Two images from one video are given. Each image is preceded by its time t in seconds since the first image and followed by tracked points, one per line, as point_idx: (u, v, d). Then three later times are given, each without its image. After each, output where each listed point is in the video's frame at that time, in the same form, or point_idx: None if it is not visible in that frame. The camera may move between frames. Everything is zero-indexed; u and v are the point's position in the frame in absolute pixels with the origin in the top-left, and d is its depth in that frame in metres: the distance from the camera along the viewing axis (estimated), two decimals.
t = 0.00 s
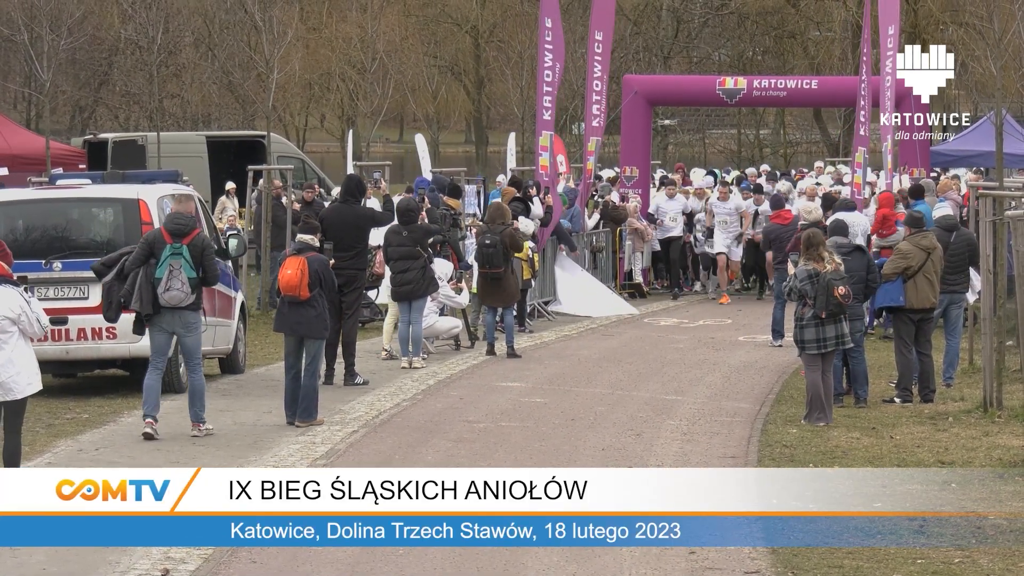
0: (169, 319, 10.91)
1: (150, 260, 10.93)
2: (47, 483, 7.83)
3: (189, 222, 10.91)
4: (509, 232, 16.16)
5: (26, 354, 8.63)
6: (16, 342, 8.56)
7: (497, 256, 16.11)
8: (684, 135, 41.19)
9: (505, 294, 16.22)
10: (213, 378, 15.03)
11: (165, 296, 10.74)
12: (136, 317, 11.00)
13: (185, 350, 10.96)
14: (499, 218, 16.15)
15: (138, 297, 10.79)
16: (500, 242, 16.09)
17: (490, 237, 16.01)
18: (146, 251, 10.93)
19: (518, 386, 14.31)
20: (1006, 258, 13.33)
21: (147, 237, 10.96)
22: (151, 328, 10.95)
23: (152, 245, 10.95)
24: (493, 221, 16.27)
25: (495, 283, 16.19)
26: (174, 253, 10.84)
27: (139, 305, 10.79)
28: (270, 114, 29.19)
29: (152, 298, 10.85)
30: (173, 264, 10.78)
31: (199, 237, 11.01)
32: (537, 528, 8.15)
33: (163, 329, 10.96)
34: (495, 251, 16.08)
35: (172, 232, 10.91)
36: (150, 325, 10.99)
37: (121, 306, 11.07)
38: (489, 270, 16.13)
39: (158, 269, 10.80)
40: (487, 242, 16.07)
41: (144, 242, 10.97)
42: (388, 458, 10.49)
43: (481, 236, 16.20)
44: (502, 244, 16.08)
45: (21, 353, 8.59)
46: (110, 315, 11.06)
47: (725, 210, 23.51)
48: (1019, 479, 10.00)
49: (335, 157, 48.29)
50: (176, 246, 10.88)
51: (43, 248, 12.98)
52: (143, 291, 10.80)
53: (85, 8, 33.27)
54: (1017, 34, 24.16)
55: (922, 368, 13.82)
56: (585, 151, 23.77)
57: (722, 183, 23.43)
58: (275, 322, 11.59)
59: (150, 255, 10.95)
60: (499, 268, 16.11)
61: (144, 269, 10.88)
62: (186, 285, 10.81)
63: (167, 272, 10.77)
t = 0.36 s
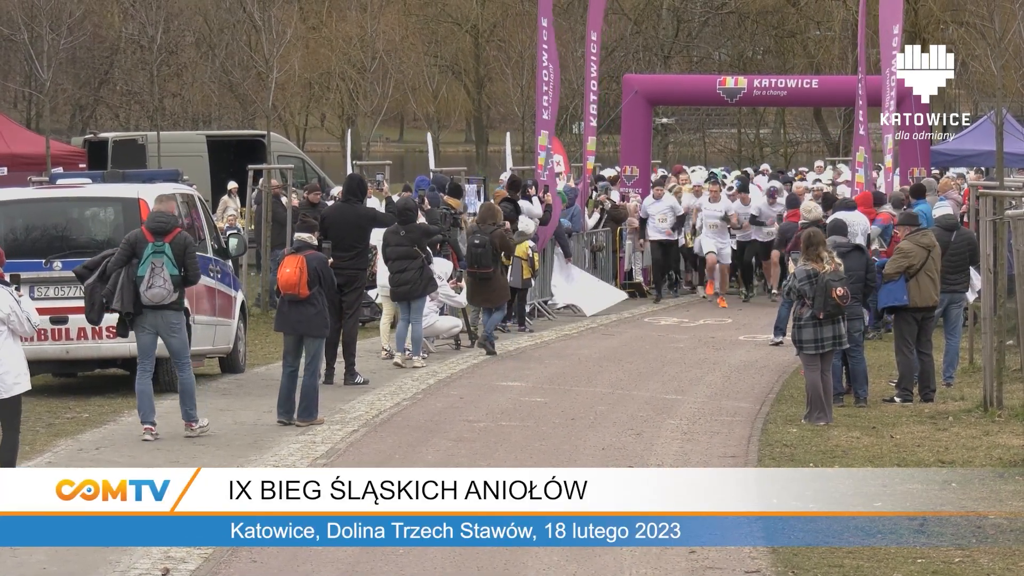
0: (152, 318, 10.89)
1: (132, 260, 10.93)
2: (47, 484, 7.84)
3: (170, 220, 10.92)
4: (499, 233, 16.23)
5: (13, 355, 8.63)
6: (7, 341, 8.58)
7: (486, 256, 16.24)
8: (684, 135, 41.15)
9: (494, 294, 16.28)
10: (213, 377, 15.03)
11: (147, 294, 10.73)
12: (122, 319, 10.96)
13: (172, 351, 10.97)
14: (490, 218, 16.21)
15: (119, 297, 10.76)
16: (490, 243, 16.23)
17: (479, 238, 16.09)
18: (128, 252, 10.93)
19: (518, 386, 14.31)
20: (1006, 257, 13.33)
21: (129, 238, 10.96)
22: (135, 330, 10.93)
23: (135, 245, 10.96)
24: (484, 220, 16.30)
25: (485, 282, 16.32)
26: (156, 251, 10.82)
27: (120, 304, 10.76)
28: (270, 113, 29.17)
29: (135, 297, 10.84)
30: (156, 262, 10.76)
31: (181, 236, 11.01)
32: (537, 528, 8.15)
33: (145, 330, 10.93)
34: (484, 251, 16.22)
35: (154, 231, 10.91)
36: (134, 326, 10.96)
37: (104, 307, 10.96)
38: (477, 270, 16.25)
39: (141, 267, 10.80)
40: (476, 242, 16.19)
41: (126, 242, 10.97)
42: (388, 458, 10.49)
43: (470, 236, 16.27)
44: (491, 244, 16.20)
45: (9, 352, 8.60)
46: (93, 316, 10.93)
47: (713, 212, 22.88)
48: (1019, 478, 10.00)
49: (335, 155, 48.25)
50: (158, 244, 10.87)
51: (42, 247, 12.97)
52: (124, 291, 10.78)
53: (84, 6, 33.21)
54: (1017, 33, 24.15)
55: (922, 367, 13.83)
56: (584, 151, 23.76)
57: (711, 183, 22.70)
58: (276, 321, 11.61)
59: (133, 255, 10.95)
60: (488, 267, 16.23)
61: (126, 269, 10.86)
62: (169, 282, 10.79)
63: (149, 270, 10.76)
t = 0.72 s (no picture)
0: (148, 321, 10.88)
1: (127, 263, 10.87)
2: (47, 484, 7.83)
3: (165, 223, 10.88)
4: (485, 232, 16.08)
5: (21, 356, 8.61)
6: (13, 341, 8.56)
7: (471, 255, 16.07)
8: (685, 134, 41.14)
9: (479, 294, 16.19)
10: (213, 377, 15.03)
11: (145, 300, 10.74)
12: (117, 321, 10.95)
13: (164, 350, 10.97)
14: (476, 218, 16.09)
15: (117, 304, 10.77)
16: (474, 242, 16.04)
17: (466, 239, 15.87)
18: (123, 254, 10.87)
19: (519, 385, 14.30)
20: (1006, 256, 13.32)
21: (123, 240, 10.90)
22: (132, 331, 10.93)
23: (129, 248, 10.90)
24: (471, 221, 16.21)
25: (471, 282, 16.13)
26: (152, 256, 10.79)
27: (118, 311, 10.76)
28: (270, 113, 29.14)
29: (132, 301, 10.84)
30: (152, 267, 10.74)
31: (176, 238, 10.98)
32: (537, 528, 8.15)
33: (143, 331, 10.93)
34: (469, 251, 16.04)
35: (148, 234, 10.87)
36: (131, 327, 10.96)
37: (101, 310, 10.91)
38: (463, 269, 16.09)
39: (137, 273, 10.78)
40: (460, 241, 16.04)
41: (120, 245, 10.91)
42: (388, 458, 10.49)
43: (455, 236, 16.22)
44: (476, 244, 15.99)
45: (16, 352, 8.59)
46: (89, 321, 10.89)
47: (702, 210, 22.74)
48: (1020, 478, 10.00)
49: (336, 155, 48.26)
50: (154, 248, 10.84)
51: (43, 247, 12.97)
52: (122, 296, 10.78)
53: (85, 7, 33.21)
54: (1017, 33, 24.12)
55: (922, 367, 13.83)
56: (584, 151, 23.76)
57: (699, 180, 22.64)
58: (270, 321, 11.60)
59: (128, 258, 10.89)
60: (474, 267, 16.08)
61: (122, 273, 10.83)
62: (167, 287, 10.80)
63: (146, 276, 10.75)
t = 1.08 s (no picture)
0: (144, 321, 10.78)
1: (127, 263, 10.83)
2: (47, 484, 7.82)
3: (166, 224, 10.84)
4: (467, 232, 15.96)
5: (24, 355, 8.60)
6: (17, 340, 8.56)
7: (453, 255, 15.92)
8: (685, 134, 41.15)
9: (463, 294, 16.12)
10: (213, 376, 15.02)
11: (142, 300, 10.64)
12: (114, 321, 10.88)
13: (155, 351, 10.81)
14: (458, 217, 15.96)
15: (114, 303, 10.70)
16: (456, 241, 15.89)
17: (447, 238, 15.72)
18: (123, 254, 10.84)
19: (519, 385, 14.30)
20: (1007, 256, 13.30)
21: (123, 240, 10.87)
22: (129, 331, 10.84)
23: (129, 248, 10.87)
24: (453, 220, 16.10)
25: (454, 282, 16.03)
26: (152, 256, 10.73)
27: (115, 311, 10.68)
28: (270, 113, 29.12)
29: (129, 300, 10.74)
30: (150, 267, 10.67)
31: (177, 239, 10.92)
32: (537, 528, 8.15)
33: (140, 331, 10.83)
34: (450, 250, 15.88)
35: (149, 234, 10.82)
36: (128, 326, 10.88)
37: (98, 308, 10.86)
38: (446, 269, 15.95)
39: (135, 272, 10.71)
40: (441, 241, 15.89)
41: (121, 245, 10.88)
42: (388, 458, 10.48)
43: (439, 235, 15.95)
44: (457, 243, 15.88)
45: (21, 351, 8.58)
46: (87, 318, 10.84)
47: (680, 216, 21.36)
48: (1020, 478, 9.99)
49: (336, 155, 48.27)
50: (153, 248, 10.77)
51: (43, 248, 12.97)
52: (118, 296, 10.70)
53: (85, 7, 33.26)
54: (1018, 33, 24.08)
55: (922, 367, 13.83)
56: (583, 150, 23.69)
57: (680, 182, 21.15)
58: (263, 320, 11.62)
59: (128, 258, 10.86)
60: (456, 267, 15.94)
61: (120, 272, 10.79)
62: (163, 288, 10.69)
63: (144, 276, 10.67)
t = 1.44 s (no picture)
0: (143, 321, 10.71)
1: (126, 263, 10.80)
2: (46, 484, 7.82)
3: (167, 224, 10.85)
4: (440, 232, 15.74)
5: (25, 354, 8.60)
6: (18, 340, 8.56)
7: (424, 254, 15.65)
8: (685, 134, 41.18)
9: (440, 292, 15.85)
10: (212, 376, 14.99)
11: (143, 300, 10.58)
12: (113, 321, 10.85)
13: (154, 351, 10.74)
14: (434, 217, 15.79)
15: (113, 303, 10.63)
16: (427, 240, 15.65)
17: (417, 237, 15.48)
18: (123, 254, 10.81)
19: (518, 385, 14.28)
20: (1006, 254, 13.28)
21: (123, 239, 10.85)
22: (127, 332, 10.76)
23: (129, 248, 10.84)
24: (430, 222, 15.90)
25: (428, 282, 15.78)
26: (152, 256, 10.71)
27: (113, 310, 10.61)
28: (270, 111, 29.12)
29: (129, 300, 10.68)
30: (151, 267, 10.64)
31: (178, 238, 10.92)
32: (537, 528, 8.15)
33: (139, 333, 10.75)
34: (421, 249, 15.63)
35: (149, 234, 10.81)
36: (126, 327, 10.80)
37: (97, 308, 10.85)
38: (417, 270, 15.67)
39: (136, 272, 10.67)
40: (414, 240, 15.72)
41: (121, 244, 10.86)
42: (388, 457, 10.47)
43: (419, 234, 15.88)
44: (429, 242, 15.65)
45: (22, 351, 8.58)
46: (85, 318, 10.85)
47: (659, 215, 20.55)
48: (1020, 478, 9.98)
49: (335, 154, 48.24)
50: (154, 248, 10.76)
51: (43, 247, 12.97)
52: (118, 295, 10.63)
53: (85, 6, 33.27)
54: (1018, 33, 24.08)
55: (922, 366, 13.82)
56: (583, 148, 23.67)
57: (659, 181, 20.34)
58: (257, 319, 11.62)
59: (127, 258, 10.83)
60: (428, 267, 15.65)
61: (120, 272, 10.73)
62: (165, 288, 10.65)
63: (145, 276, 10.63)
